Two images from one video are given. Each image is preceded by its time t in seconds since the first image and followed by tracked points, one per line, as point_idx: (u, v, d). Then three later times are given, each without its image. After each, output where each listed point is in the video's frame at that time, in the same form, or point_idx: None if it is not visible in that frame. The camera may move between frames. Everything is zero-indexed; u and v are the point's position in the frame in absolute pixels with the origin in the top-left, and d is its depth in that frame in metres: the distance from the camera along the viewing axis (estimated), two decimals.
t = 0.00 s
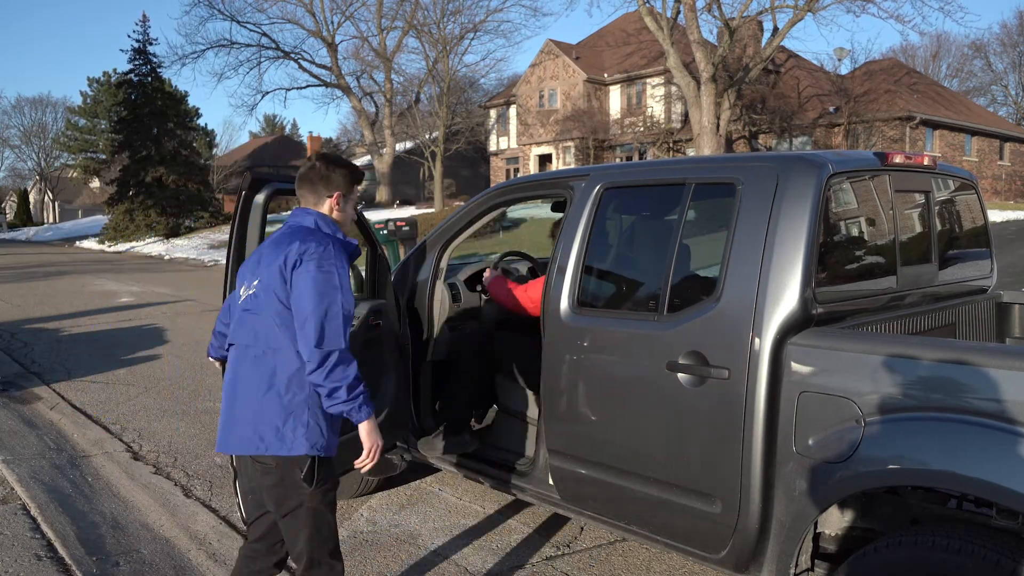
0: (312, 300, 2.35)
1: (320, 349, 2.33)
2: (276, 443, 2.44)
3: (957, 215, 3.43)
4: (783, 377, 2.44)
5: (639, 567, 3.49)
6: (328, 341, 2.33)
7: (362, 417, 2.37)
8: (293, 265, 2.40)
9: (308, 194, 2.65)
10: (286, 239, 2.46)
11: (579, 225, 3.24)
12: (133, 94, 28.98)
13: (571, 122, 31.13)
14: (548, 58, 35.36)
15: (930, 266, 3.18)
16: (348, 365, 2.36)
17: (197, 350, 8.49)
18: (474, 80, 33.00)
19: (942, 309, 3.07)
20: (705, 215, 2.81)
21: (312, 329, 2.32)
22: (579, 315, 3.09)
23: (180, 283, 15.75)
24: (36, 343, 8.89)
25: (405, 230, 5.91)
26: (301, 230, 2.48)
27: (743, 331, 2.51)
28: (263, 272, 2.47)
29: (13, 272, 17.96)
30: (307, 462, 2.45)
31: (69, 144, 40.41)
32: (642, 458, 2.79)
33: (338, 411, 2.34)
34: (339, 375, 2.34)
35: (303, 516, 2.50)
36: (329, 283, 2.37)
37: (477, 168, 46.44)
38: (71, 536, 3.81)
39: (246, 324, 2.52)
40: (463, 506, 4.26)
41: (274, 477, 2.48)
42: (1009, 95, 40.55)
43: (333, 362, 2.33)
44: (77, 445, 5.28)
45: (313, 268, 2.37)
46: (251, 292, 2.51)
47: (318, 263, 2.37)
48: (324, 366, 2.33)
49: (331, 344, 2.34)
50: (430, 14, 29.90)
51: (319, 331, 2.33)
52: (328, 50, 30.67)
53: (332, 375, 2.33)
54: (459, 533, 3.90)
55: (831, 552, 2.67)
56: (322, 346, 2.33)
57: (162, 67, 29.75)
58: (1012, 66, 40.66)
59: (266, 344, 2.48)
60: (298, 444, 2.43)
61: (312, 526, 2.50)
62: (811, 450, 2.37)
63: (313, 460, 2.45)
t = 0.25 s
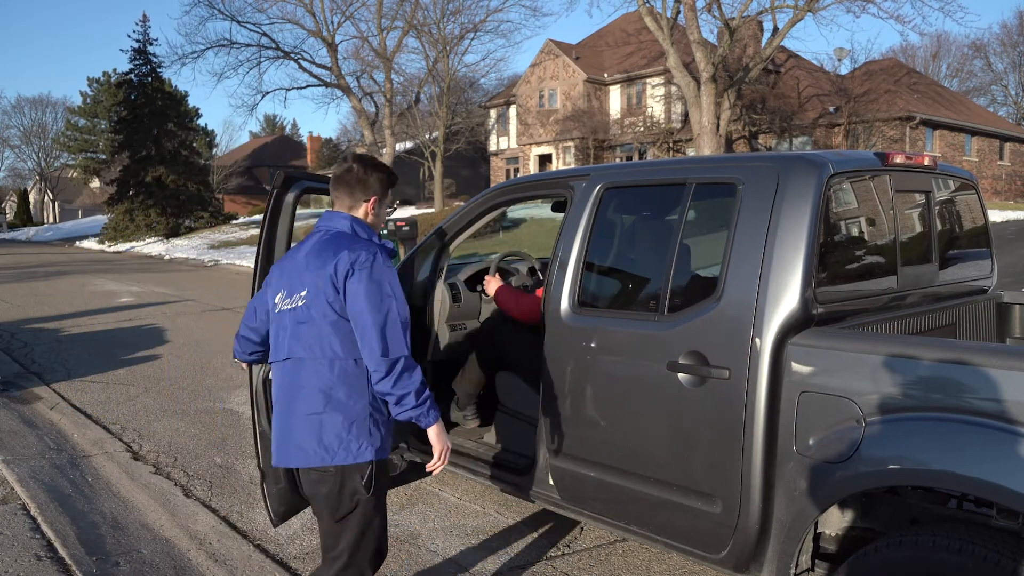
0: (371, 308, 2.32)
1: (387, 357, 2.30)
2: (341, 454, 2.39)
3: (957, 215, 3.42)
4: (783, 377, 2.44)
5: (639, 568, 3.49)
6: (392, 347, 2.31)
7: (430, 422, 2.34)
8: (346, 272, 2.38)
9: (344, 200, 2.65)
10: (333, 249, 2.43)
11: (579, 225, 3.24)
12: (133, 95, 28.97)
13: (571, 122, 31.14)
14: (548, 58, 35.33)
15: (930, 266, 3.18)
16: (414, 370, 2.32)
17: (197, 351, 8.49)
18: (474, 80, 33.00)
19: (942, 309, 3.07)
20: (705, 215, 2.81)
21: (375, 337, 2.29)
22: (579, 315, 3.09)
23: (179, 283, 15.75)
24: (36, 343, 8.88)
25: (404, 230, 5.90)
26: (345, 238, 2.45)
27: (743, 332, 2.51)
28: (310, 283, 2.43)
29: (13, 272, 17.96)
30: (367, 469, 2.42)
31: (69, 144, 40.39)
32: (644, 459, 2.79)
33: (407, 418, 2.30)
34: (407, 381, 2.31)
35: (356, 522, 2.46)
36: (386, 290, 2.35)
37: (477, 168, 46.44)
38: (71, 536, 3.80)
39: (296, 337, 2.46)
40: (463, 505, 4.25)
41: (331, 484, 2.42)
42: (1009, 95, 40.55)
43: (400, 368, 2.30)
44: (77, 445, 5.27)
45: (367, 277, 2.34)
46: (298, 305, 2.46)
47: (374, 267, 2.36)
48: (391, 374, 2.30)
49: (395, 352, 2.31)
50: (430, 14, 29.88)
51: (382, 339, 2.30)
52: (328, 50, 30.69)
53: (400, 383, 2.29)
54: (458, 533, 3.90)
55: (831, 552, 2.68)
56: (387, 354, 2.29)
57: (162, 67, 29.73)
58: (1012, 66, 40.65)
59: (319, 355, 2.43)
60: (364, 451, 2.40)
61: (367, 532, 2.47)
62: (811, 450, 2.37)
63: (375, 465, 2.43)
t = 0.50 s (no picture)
0: (396, 323, 2.29)
1: (403, 377, 2.28)
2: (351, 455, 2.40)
3: (956, 216, 3.43)
4: (783, 378, 2.45)
5: (639, 567, 3.50)
6: (410, 365, 2.29)
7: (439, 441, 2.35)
8: (374, 282, 2.34)
9: (383, 190, 2.61)
10: (365, 251, 2.38)
11: (579, 224, 3.24)
12: (133, 95, 28.96)
13: (571, 122, 31.14)
14: (548, 58, 35.32)
15: (930, 266, 3.19)
16: (429, 390, 2.31)
17: (196, 350, 8.49)
18: (475, 80, 33.00)
19: (942, 309, 3.08)
20: (705, 215, 2.82)
21: (396, 354, 2.28)
22: (579, 315, 3.09)
23: (180, 283, 15.75)
24: (36, 343, 8.89)
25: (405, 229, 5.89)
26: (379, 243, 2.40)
27: (743, 332, 2.52)
28: (340, 281, 2.39)
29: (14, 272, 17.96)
30: (377, 465, 2.41)
31: (69, 144, 40.38)
32: (645, 458, 2.79)
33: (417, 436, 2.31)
34: (420, 402, 2.30)
35: (361, 513, 2.45)
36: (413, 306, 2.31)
37: (477, 168, 46.45)
38: (71, 536, 3.81)
39: (321, 332, 2.45)
40: (464, 506, 4.25)
41: (342, 472, 2.42)
42: (1009, 95, 40.57)
43: (415, 387, 2.29)
44: (77, 445, 5.27)
45: (395, 290, 2.31)
46: (327, 301, 2.42)
47: (404, 281, 2.32)
48: (406, 394, 2.29)
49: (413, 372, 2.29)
50: (430, 14, 29.87)
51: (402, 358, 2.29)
52: (328, 50, 30.69)
53: (413, 404, 2.28)
54: (458, 533, 3.90)
55: (830, 552, 2.68)
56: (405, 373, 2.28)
57: (162, 67, 29.71)
58: (1012, 66, 40.65)
59: (342, 357, 2.42)
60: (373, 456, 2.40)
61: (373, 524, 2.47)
62: (810, 450, 2.37)
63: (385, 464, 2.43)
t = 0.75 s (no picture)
0: (391, 331, 2.31)
1: (390, 383, 2.30)
2: (355, 445, 2.47)
3: (957, 215, 3.43)
4: (783, 377, 2.45)
5: (639, 567, 3.50)
6: (398, 373, 2.29)
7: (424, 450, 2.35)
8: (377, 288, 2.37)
9: (422, 196, 2.61)
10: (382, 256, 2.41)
11: (579, 224, 3.24)
12: (134, 95, 28.97)
13: (571, 122, 31.16)
14: (548, 58, 35.33)
15: (930, 266, 3.19)
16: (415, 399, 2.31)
17: (196, 350, 8.50)
18: (475, 80, 33.01)
19: (942, 309, 3.08)
20: (705, 215, 2.82)
21: (385, 360, 2.30)
22: (580, 314, 3.10)
23: (180, 284, 15.77)
24: (36, 343, 8.89)
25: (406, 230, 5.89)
26: (395, 246, 2.40)
27: (743, 331, 2.52)
28: (359, 282, 2.45)
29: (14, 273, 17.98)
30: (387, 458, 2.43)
31: (69, 144, 40.39)
32: (645, 457, 2.80)
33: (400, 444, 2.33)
34: (405, 409, 2.31)
35: (373, 505, 2.49)
36: (411, 314, 2.30)
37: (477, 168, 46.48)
38: (71, 536, 3.81)
39: (343, 329, 2.54)
40: (464, 506, 4.25)
41: (360, 461, 2.47)
42: (1009, 95, 40.58)
43: (402, 395, 2.31)
44: (77, 445, 5.28)
45: (393, 297, 2.31)
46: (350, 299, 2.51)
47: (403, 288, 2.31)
48: (392, 400, 2.32)
49: (403, 379, 2.30)
50: (430, 14, 29.87)
51: (393, 364, 2.30)
52: (328, 50, 30.71)
53: (399, 410, 2.32)
54: (459, 533, 3.90)
55: (830, 552, 2.68)
56: (393, 378, 2.30)
57: (162, 67, 29.72)
58: (1012, 66, 40.66)
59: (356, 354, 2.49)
60: (371, 450, 2.42)
61: (385, 520, 2.50)
62: (811, 449, 2.37)
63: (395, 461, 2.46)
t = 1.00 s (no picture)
0: (387, 324, 2.31)
1: (387, 376, 2.30)
2: (366, 441, 2.49)
3: (956, 216, 3.43)
4: (783, 378, 2.45)
5: (639, 567, 3.50)
6: (395, 366, 2.28)
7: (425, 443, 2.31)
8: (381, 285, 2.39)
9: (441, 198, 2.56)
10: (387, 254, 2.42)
11: (580, 225, 3.24)
12: (133, 94, 28.97)
13: (571, 122, 31.16)
14: (549, 58, 35.32)
15: (931, 266, 3.19)
16: (413, 391, 2.28)
17: (196, 350, 8.49)
18: (475, 80, 33.02)
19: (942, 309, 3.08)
20: (705, 215, 2.82)
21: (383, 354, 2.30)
22: (580, 315, 3.09)
23: (180, 283, 15.76)
24: (36, 343, 8.90)
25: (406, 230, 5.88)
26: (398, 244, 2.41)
27: (743, 332, 2.52)
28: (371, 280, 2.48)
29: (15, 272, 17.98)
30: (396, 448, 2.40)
31: (70, 144, 40.38)
32: (646, 457, 2.79)
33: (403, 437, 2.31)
34: (403, 402, 2.29)
35: (386, 499, 2.47)
36: (407, 306, 2.30)
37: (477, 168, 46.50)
38: (71, 536, 3.81)
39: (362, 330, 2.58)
40: (464, 506, 4.25)
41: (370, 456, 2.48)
42: (1009, 95, 40.58)
43: (400, 387, 2.29)
44: (77, 445, 5.28)
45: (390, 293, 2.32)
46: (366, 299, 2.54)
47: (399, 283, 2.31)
48: (391, 393, 2.31)
49: (398, 369, 2.28)
50: (430, 14, 29.87)
51: (388, 354, 2.29)
52: (328, 50, 30.71)
53: (398, 402, 2.30)
54: (459, 533, 3.90)
55: (830, 552, 2.68)
56: (389, 371, 2.29)
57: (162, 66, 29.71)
58: (1012, 66, 40.66)
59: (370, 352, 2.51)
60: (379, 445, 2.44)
61: (398, 513, 2.46)
62: (811, 450, 2.37)
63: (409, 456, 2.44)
